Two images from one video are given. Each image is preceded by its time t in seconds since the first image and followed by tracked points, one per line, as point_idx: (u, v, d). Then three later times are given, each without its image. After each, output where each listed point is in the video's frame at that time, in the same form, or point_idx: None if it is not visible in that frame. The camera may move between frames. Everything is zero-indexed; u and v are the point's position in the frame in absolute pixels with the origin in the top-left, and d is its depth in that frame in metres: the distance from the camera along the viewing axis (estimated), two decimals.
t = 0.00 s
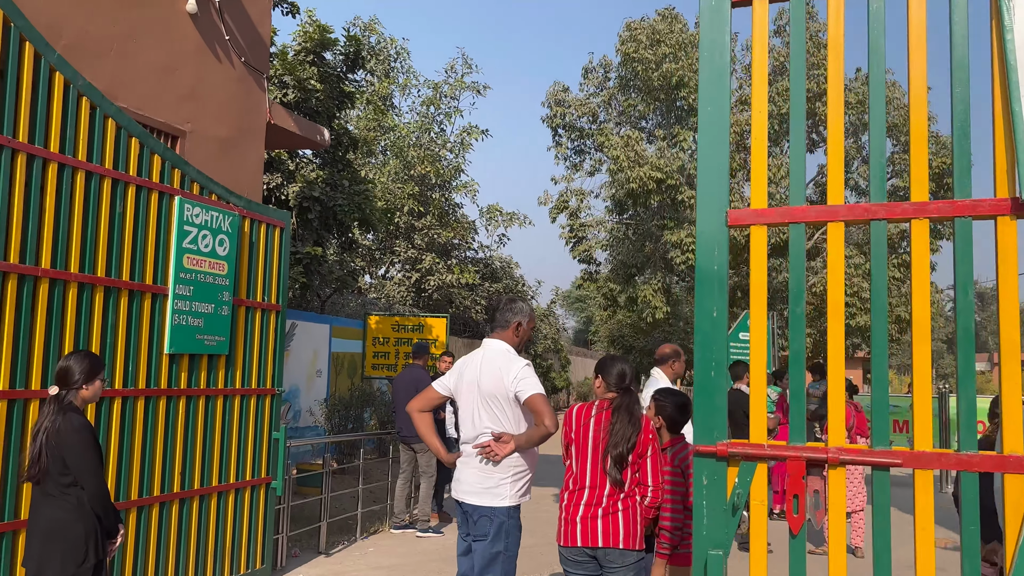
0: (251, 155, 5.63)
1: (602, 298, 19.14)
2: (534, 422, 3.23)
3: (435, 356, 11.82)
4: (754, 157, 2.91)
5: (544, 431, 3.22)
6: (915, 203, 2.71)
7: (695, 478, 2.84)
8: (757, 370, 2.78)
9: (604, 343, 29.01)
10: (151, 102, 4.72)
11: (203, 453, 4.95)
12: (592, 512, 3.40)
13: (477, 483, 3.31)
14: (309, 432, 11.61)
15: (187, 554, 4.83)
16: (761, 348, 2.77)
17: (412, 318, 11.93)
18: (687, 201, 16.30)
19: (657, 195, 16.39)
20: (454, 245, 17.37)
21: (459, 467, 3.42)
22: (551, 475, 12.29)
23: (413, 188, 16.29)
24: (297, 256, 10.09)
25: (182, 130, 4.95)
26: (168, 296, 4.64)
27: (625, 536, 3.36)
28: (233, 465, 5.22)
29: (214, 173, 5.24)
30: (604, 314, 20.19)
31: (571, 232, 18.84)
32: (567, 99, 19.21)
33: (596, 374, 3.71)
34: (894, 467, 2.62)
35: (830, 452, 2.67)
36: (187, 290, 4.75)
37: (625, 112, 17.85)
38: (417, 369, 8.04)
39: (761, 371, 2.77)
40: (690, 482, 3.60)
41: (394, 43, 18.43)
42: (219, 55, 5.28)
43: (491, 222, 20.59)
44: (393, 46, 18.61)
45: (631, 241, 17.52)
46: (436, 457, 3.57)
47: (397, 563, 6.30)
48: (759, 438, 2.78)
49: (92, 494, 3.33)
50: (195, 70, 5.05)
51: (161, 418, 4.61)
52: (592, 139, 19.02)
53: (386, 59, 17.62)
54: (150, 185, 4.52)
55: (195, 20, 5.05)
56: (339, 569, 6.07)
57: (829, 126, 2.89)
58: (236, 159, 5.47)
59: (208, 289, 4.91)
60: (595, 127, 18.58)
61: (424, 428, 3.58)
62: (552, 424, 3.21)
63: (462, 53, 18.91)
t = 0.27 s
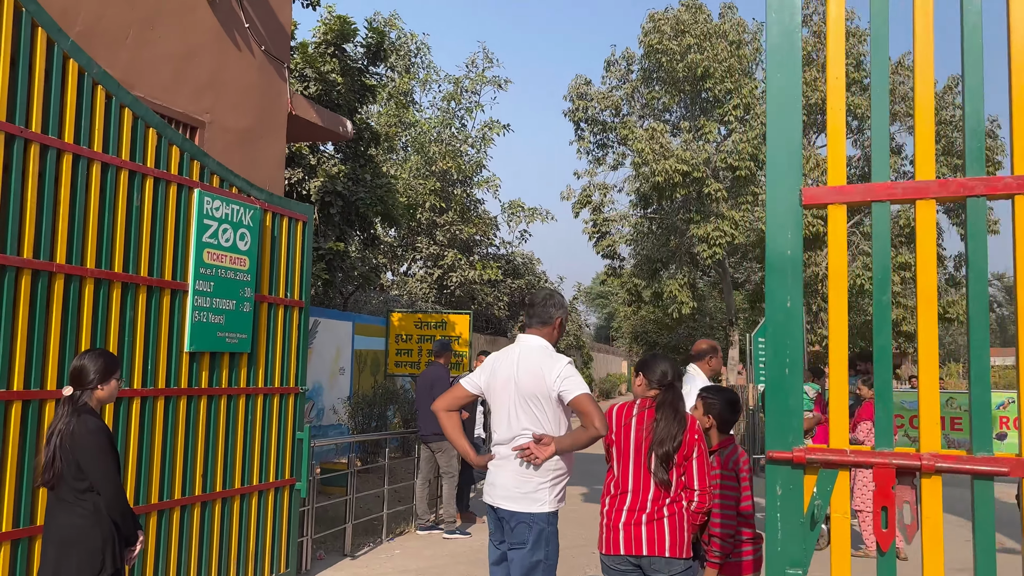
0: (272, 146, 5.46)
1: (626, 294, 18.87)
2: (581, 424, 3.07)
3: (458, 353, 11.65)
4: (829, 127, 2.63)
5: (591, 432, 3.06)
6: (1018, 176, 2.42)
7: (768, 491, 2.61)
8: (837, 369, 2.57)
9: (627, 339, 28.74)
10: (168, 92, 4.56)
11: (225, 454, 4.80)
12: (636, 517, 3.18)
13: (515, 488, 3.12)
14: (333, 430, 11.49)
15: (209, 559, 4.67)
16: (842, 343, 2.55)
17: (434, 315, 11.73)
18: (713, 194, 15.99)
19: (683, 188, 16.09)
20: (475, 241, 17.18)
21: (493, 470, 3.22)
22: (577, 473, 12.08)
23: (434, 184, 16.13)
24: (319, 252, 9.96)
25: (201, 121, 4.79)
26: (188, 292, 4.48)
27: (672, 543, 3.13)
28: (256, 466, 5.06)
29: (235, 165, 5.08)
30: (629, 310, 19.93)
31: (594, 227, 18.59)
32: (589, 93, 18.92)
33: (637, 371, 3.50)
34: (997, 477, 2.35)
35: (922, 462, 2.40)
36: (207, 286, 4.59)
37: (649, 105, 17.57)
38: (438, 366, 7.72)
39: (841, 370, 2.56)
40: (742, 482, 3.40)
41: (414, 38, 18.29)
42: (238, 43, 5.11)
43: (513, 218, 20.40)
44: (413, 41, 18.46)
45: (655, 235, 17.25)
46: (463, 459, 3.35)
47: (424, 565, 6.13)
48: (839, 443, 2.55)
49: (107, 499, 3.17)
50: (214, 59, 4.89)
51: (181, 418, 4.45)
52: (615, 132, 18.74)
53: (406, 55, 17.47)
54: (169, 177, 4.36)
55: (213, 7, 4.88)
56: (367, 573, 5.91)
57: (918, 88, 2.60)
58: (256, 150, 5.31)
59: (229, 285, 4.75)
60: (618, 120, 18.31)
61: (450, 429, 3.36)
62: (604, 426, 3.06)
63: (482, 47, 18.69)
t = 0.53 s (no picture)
0: (285, 143, 5.27)
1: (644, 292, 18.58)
2: (625, 436, 2.88)
3: (475, 353, 11.44)
4: (913, 111, 2.43)
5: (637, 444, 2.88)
6: None
7: (845, 529, 2.40)
8: (924, 387, 2.33)
9: (644, 337, 28.43)
10: (175, 85, 4.37)
11: (236, 463, 4.61)
12: (675, 537, 2.93)
13: (543, 506, 2.91)
14: (349, 432, 11.33)
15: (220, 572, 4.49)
16: (930, 357, 2.33)
17: (450, 315, 11.53)
18: (733, 190, 15.69)
19: (703, 184, 15.77)
20: (491, 239, 16.95)
21: (517, 488, 3.00)
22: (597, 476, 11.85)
23: (450, 182, 15.92)
24: (334, 251, 9.79)
25: (210, 116, 4.60)
26: (197, 295, 4.29)
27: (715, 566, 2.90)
28: (268, 474, 4.87)
29: (245, 162, 4.89)
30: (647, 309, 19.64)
31: (612, 224, 18.32)
32: (606, 88, 18.66)
33: (672, 380, 3.26)
34: None
35: None
36: (217, 288, 4.40)
37: (667, 100, 17.30)
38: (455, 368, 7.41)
39: (929, 388, 2.32)
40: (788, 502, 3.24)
41: (429, 34, 18.09)
42: (248, 35, 4.91)
43: (529, 216, 20.17)
44: (427, 37, 18.27)
45: (674, 232, 16.96)
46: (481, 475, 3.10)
47: None
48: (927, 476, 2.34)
49: (109, 519, 2.97)
50: (223, 51, 4.70)
51: (191, 427, 4.27)
52: (633, 128, 18.47)
53: (421, 51, 17.28)
54: (176, 175, 4.17)
55: None
56: None
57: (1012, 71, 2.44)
58: (268, 146, 5.12)
59: (240, 287, 4.56)
60: (636, 116, 18.03)
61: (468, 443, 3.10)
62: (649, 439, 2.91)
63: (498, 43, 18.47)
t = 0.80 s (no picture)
0: (297, 134, 5.09)
1: (661, 289, 18.33)
2: (663, 442, 2.76)
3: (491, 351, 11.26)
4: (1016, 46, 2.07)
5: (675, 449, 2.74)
6: None
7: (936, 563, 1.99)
8: None
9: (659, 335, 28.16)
10: (182, 74, 4.20)
11: (247, 468, 4.44)
12: (717, 550, 2.73)
13: (577, 516, 2.77)
14: (363, 431, 11.17)
15: None
16: None
17: (465, 313, 11.35)
18: (752, 185, 15.41)
19: (721, 179, 15.48)
20: (505, 236, 16.74)
21: (544, 496, 2.85)
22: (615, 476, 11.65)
23: (464, 178, 15.73)
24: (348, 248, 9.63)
25: (219, 106, 4.43)
26: (206, 292, 4.12)
27: None
28: (281, 478, 4.70)
29: (256, 154, 4.72)
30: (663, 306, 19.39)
31: (628, 221, 18.08)
32: (622, 83, 18.41)
33: (707, 383, 3.06)
34: None
35: None
36: (226, 284, 4.23)
37: (684, 95, 17.05)
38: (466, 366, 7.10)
39: None
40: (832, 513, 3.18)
41: (442, 29, 17.90)
42: (258, 22, 4.73)
43: (544, 212, 19.96)
44: (441, 32, 18.08)
45: (692, 228, 16.71)
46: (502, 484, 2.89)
47: None
48: None
49: (110, 528, 2.81)
50: (232, 38, 4.53)
51: (199, 429, 4.10)
52: (649, 123, 18.22)
53: (434, 46, 17.09)
54: (183, 166, 3.99)
55: None
56: None
57: None
58: (280, 138, 4.94)
59: (251, 283, 4.39)
60: (652, 110, 17.78)
61: (486, 449, 2.88)
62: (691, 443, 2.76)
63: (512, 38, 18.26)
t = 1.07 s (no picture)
0: (310, 124, 4.90)
1: (677, 287, 18.07)
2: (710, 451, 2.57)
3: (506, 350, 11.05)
4: None
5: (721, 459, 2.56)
6: None
7: None
8: None
9: (673, 333, 27.88)
10: (190, 60, 4.01)
11: (258, 472, 4.24)
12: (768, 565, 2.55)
13: (615, 530, 2.55)
14: (376, 432, 10.97)
15: None
16: None
17: (479, 310, 11.14)
18: (772, 180, 15.12)
19: (740, 174, 15.16)
20: (519, 233, 16.52)
21: (578, 509, 2.63)
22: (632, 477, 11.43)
23: (477, 174, 15.52)
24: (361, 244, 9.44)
25: (229, 94, 4.24)
26: (215, 287, 3.93)
27: None
28: (295, 482, 4.52)
29: (268, 144, 4.53)
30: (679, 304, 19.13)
31: (643, 217, 17.83)
32: (638, 77, 18.14)
33: (753, 385, 2.82)
34: None
35: None
36: (237, 280, 4.03)
37: (701, 89, 16.77)
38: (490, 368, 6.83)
39: None
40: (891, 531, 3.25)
41: (455, 24, 17.68)
42: (269, 6, 4.53)
43: (557, 209, 19.73)
44: (453, 26, 17.87)
45: (709, 225, 16.44)
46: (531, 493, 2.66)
47: None
48: None
49: (112, 542, 2.60)
50: (242, 23, 4.33)
51: (209, 432, 3.91)
52: (665, 118, 17.95)
53: (447, 41, 16.88)
54: (192, 156, 3.80)
55: None
56: None
57: None
58: (292, 128, 4.74)
59: (263, 279, 4.19)
60: (668, 105, 17.52)
61: (514, 454, 2.64)
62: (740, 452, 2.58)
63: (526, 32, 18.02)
